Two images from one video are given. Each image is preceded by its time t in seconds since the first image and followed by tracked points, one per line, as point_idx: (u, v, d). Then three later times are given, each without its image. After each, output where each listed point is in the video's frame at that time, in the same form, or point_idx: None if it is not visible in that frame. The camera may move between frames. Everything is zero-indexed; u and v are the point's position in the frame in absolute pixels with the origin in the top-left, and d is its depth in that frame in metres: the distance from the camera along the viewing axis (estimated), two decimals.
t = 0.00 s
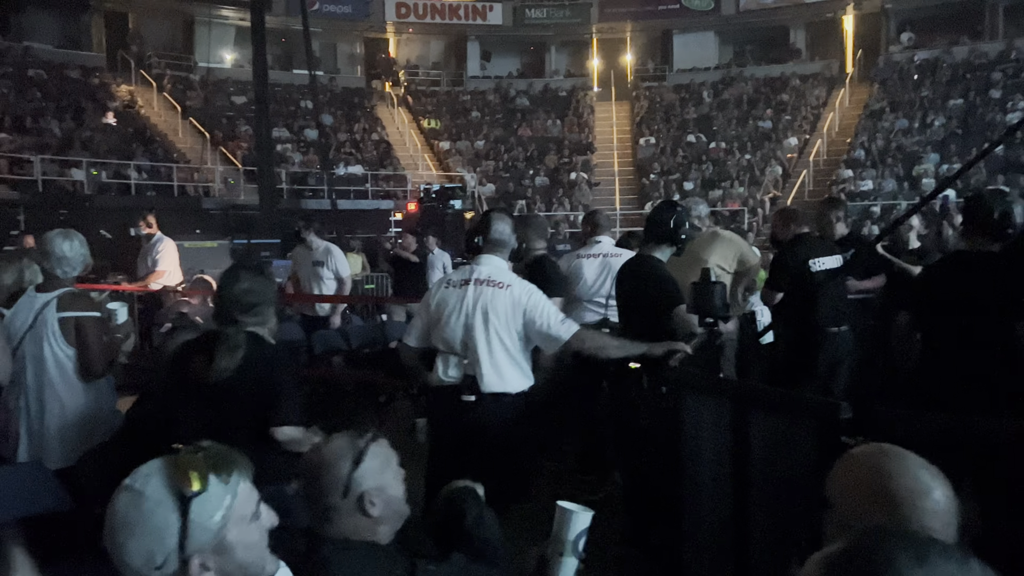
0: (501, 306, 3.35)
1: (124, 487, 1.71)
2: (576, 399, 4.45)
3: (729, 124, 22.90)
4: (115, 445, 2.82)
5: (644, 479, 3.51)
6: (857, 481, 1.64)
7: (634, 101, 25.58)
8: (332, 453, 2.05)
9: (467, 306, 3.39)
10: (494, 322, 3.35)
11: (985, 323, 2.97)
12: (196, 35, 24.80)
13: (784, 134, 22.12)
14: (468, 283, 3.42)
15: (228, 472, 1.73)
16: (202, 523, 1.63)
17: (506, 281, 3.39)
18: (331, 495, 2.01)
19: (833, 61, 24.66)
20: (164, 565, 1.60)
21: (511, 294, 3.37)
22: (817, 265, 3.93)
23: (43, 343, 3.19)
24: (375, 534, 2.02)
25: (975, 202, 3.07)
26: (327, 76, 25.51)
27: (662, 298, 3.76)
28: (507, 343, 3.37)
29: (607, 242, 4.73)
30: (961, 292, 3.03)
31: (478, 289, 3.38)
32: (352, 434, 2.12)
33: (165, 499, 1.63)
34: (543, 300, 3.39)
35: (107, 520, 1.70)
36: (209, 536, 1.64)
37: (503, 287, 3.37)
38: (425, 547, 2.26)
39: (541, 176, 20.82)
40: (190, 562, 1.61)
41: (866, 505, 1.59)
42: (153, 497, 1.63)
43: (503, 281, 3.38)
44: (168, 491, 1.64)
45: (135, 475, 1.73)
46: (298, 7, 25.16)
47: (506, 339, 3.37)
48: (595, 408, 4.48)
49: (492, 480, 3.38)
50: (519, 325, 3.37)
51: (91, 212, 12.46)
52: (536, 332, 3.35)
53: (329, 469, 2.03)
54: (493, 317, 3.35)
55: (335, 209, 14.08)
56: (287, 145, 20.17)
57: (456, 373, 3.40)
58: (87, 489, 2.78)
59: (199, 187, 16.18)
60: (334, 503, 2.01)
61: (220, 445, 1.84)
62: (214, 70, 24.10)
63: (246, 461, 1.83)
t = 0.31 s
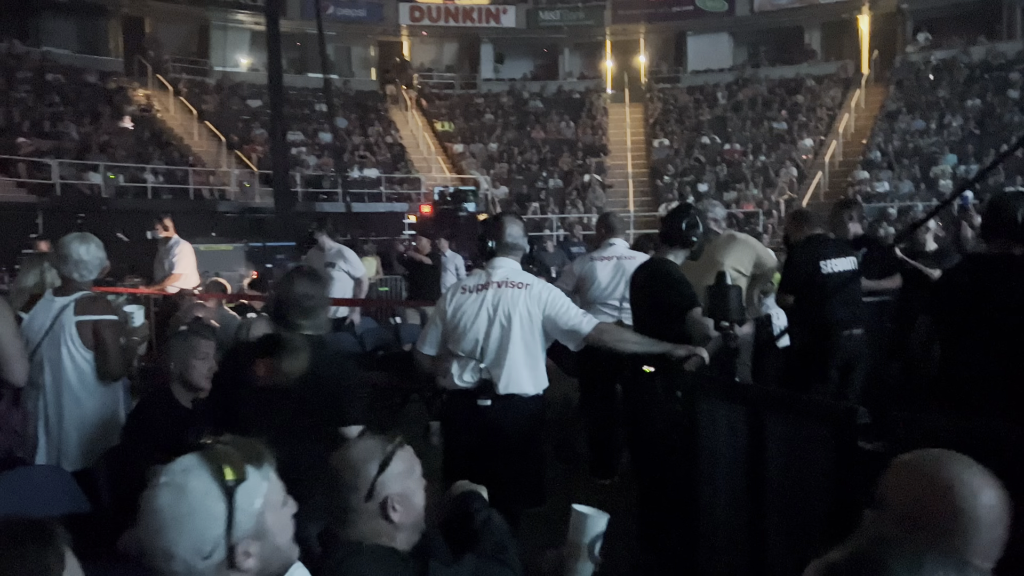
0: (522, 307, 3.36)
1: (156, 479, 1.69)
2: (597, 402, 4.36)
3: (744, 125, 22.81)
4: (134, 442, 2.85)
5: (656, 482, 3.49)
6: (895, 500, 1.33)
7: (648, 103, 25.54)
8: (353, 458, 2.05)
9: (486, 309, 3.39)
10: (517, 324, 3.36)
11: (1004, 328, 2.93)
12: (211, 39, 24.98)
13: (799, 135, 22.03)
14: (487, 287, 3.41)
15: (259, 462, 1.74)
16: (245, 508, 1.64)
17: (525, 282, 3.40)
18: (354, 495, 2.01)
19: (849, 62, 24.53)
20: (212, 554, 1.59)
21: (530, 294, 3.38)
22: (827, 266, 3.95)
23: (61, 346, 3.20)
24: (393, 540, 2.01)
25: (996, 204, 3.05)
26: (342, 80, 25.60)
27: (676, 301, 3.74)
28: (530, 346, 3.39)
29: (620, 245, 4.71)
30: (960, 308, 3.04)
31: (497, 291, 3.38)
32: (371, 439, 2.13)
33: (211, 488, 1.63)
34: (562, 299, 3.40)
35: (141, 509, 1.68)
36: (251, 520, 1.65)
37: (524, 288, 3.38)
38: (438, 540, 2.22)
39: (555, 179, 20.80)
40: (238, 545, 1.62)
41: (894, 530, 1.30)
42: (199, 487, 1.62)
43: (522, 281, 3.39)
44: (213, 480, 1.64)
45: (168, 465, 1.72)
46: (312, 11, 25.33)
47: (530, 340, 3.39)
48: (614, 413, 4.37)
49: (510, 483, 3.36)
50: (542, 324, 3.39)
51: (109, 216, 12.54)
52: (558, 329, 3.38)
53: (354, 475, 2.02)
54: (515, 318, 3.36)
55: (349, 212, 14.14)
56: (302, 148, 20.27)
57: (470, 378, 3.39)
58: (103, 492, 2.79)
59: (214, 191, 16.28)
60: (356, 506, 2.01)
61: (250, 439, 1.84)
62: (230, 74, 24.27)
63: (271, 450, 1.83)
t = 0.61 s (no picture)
0: (533, 311, 3.37)
1: (204, 463, 1.75)
2: (612, 404, 4.38)
3: (761, 129, 22.71)
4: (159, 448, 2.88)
5: (670, 489, 3.46)
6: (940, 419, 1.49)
7: (663, 107, 25.49)
8: (378, 462, 2.06)
9: (497, 315, 3.38)
10: (530, 330, 3.36)
11: None
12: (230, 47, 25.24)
13: (817, 139, 21.89)
14: (496, 293, 3.40)
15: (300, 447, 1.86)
16: (299, 484, 1.74)
17: (535, 287, 3.41)
18: (377, 502, 2.02)
19: (866, 65, 24.40)
20: (272, 527, 1.65)
21: (542, 298, 3.39)
22: (847, 271, 3.91)
23: (81, 352, 3.24)
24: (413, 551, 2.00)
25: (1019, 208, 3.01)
26: (358, 86, 25.74)
27: (691, 307, 3.72)
28: (544, 351, 3.38)
29: (636, 249, 4.70)
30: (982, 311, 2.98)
31: (508, 296, 3.38)
32: (398, 446, 2.15)
33: (273, 467, 1.71)
34: (575, 302, 3.40)
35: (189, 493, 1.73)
36: (302, 498, 1.75)
37: (535, 292, 3.39)
38: (449, 544, 2.20)
39: (571, 183, 20.77)
40: (293, 519, 1.70)
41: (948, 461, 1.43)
42: (262, 464, 1.71)
43: (533, 285, 3.40)
44: (274, 461, 1.73)
45: (218, 449, 1.78)
46: (329, 18, 25.54)
47: (544, 345, 3.38)
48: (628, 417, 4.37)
49: (525, 489, 3.36)
50: (557, 329, 3.40)
51: (128, 222, 12.65)
52: (574, 334, 3.38)
53: (379, 481, 2.03)
54: (526, 324, 3.36)
55: (365, 217, 14.18)
56: (319, 154, 20.38)
57: (481, 384, 3.40)
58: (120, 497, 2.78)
59: (232, 197, 16.39)
60: (379, 513, 2.01)
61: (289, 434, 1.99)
62: (248, 81, 24.49)
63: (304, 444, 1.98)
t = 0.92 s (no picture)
0: (553, 315, 3.34)
1: (249, 442, 1.86)
2: (629, 412, 4.35)
3: (779, 132, 22.56)
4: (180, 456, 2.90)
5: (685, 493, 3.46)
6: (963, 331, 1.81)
7: (680, 110, 25.40)
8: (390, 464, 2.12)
9: (518, 320, 3.36)
10: (552, 334, 3.33)
11: None
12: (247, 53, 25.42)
13: (836, 142, 21.69)
14: (515, 298, 3.37)
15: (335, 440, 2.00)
16: (338, 474, 1.89)
17: (554, 290, 3.39)
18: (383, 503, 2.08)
19: (886, 67, 24.18)
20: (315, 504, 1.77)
21: (561, 301, 3.37)
22: (873, 273, 3.86)
23: (99, 356, 3.24)
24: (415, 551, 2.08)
25: None
26: (374, 92, 25.83)
27: (711, 311, 3.69)
28: (566, 355, 3.37)
29: (653, 253, 4.66)
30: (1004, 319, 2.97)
31: (528, 300, 3.36)
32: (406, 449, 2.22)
33: (316, 448, 1.85)
34: (594, 305, 3.40)
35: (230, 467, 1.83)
36: (339, 485, 1.91)
37: (554, 294, 3.37)
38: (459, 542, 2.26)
39: (587, 188, 20.71)
40: (330, 504, 1.84)
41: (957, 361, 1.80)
42: (306, 441, 1.84)
43: (553, 288, 3.39)
44: (317, 442, 1.86)
45: (262, 432, 1.89)
46: (346, 24, 25.68)
47: (566, 349, 3.37)
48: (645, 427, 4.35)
49: (545, 494, 3.39)
50: (578, 332, 3.39)
51: (148, 227, 12.73)
52: (595, 338, 3.37)
53: (390, 484, 2.09)
54: (549, 328, 3.33)
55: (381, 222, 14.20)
56: (336, 159, 20.47)
57: (503, 390, 3.37)
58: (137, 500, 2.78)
59: (250, 202, 16.45)
60: (400, 511, 2.08)
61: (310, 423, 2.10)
62: (265, 88, 24.66)
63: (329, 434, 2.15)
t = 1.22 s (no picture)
0: (574, 315, 3.34)
1: (256, 441, 1.90)
2: (647, 417, 4.28)
3: (797, 136, 22.43)
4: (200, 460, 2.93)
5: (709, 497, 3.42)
6: (939, 240, 1.60)
7: (697, 115, 25.34)
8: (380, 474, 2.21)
9: (539, 321, 3.35)
10: (573, 336, 3.33)
11: None
12: (265, 61, 25.58)
13: (854, 146, 21.53)
14: (535, 299, 3.37)
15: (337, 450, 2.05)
16: (339, 474, 1.95)
17: (573, 290, 3.39)
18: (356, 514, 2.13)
19: (905, 70, 24.03)
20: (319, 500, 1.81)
21: (581, 302, 3.37)
22: (895, 277, 3.67)
23: (120, 362, 3.25)
24: (412, 555, 2.13)
25: None
26: (391, 98, 25.94)
27: (731, 313, 3.67)
28: (585, 355, 3.36)
29: (670, 257, 4.65)
30: None
31: (548, 301, 3.35)
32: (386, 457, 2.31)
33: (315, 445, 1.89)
34: (613, 306, 3.39)
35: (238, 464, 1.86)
36: (339, 484, 1.96)
37: (574, 295, 3.37)
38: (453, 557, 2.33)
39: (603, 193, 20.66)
40: (334, 500, 1.91)
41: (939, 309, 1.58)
42: (307, 440, 1.88)
43: (571, 288, 3.38)
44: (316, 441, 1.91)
45: (269, 433, 1.92)
46: (363, 31, 25.82)
47: (586, 349, 3.36)
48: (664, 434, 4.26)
49: (566, 500, 3.36)
50: (597, 333, 3.38)
51: (167, 234, 12.84)
52: (613, 339, 3.36)
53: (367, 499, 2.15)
54: (571, 328, 3.33)
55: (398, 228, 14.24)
56: (353, 165, 20.56)
57: (526, 394, 3.33)
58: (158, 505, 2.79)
59: (268, 208, 16.56)
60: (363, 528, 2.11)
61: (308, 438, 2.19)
62: (283, 95, 24.83)
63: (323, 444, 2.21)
